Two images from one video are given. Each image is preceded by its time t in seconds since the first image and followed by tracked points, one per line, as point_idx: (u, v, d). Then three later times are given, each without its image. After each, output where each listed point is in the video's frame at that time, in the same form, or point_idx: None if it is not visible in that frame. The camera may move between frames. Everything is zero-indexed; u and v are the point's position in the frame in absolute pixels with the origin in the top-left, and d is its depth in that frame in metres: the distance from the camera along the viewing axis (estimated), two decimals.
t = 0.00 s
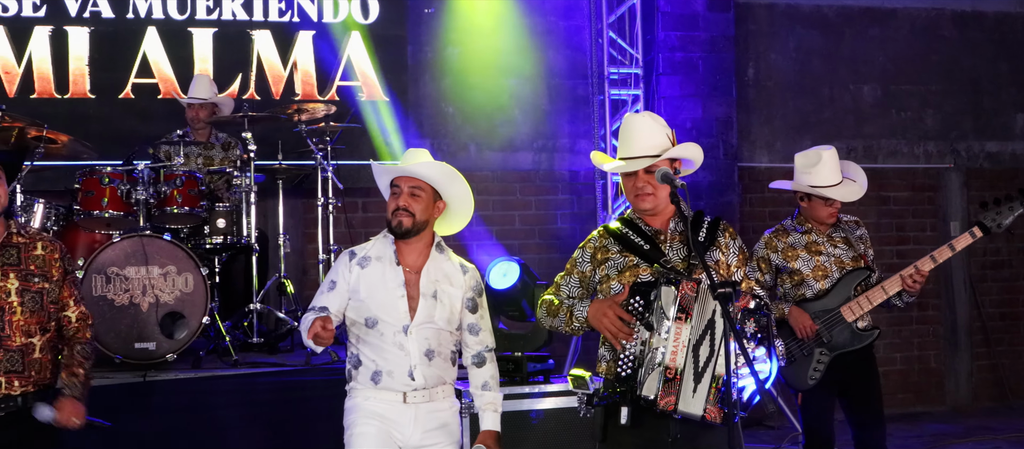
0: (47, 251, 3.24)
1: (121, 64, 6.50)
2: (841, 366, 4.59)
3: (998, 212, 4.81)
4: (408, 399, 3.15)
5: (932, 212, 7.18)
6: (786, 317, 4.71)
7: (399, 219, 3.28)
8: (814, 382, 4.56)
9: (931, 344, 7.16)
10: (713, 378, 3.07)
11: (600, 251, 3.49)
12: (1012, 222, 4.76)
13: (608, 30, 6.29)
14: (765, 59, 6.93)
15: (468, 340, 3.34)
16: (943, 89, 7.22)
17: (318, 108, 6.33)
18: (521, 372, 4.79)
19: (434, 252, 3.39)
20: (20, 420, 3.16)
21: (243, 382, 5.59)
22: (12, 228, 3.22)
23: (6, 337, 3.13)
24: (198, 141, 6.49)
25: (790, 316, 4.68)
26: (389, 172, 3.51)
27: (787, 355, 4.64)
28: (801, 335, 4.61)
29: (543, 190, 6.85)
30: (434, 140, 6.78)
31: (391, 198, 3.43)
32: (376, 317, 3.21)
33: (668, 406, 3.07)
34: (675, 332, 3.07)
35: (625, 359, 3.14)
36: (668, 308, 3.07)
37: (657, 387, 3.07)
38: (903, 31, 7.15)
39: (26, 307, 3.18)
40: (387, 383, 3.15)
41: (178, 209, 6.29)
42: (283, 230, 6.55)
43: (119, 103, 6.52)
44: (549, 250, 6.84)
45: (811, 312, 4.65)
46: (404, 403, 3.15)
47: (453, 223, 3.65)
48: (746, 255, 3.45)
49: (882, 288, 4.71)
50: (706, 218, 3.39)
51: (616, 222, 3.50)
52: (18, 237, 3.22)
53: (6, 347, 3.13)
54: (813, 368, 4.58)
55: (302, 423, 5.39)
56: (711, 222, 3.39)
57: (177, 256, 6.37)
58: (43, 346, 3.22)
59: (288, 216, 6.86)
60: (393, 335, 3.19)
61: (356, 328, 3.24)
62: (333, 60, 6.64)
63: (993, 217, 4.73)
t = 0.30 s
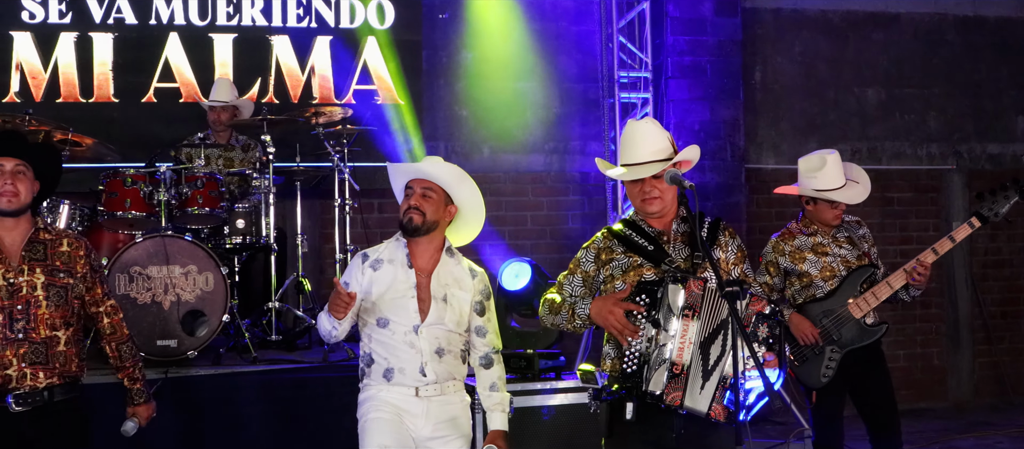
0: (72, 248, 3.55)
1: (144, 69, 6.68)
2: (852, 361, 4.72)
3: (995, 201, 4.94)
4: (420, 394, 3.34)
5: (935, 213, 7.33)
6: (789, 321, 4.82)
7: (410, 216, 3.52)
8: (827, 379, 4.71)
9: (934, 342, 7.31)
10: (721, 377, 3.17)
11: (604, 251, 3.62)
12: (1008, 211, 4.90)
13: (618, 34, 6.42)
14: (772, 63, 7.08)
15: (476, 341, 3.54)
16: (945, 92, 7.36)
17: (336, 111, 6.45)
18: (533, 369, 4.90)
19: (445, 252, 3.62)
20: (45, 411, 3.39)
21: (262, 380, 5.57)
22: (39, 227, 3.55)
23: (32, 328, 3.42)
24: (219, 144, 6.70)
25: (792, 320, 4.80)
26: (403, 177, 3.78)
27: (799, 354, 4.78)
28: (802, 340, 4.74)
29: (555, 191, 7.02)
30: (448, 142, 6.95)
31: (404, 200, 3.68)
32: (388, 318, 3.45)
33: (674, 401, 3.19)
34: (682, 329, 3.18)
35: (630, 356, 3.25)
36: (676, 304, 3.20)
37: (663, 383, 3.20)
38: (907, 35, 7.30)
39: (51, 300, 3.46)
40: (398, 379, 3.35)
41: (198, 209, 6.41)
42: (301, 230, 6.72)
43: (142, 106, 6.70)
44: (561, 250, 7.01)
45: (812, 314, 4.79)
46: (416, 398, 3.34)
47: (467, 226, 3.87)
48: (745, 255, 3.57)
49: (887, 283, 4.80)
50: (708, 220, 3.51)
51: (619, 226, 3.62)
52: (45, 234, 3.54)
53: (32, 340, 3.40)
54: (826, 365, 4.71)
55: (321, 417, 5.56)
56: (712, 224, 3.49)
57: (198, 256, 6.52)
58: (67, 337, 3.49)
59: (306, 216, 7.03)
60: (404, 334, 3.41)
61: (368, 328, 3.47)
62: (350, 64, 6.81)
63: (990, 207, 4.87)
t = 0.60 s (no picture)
0: (103, 250, 3.56)
1: (167, 74, 6.87)
2: (863, 357, 4.90)
3: (1001, 203, 5.09)
4: (431, 391, 3.42)
5: (938, 213, 7.49)
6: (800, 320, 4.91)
7: (426, 214, 3.59)
8: (838, 375, 4.86)
9: (937, 339, 7.47)
10: (732, 377, 3.31)
11: (614, 252, 3.74)
12: (1014, 211, 5.05)
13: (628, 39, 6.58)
14: (778, 67, 7.25)
15: (489, 334, 3.66)
16: (947, 95, 7.53)
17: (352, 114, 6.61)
18: (546, 366, 5.00)
19: (457, 247, 3.72)
20: (82, 405, 3.43)
21: (278, 375, 5.72)
22: (71, 230, 3.55)
23: (69, 330, 3.42)
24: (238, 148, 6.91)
25: (803, 319, 4.88)
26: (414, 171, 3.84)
27: (810, 351, 4.90)
28: (813, 337, 4.85)
29: (566, 192, 7.21)
30: (462, 144, 7.14)
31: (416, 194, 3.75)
32: (402, 311, 3.52)
33: (684, 398, 3.32)
34: (690, 328, 3.31)
35: (640, 354, 3.36)
36: (683, 303, 3.31)
37: (673, 380, 3.32)
38: (909, 40, 7.47)
39: (87, 302, 3.48)
40: (410, 374, 3.44)
41: (220, 210, 6.59)
42: (320, 231, 6.91)
43: (165, 110, 6.89)
44: (572, 249, 7.20)
45: (822, 313, 4.89)
46: (427, 394, 3.42)
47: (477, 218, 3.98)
48: (752, 252, 3.68)
49: (897, 280, 4.94)
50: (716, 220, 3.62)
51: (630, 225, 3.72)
52: (77, 238, 3.55)
53: (71, 340, 3.41)
54: (837, 361, 4.86)
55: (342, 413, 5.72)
56: (719, 223, 3.62)
57: (220, 256, 6.72)
58: (101, 338, 3.50)
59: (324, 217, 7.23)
60: (418, 328, 3.50)
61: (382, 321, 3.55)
62: (366, 68, 6.98)
63: (999, 208, 5.01)
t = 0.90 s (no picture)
0: (139, 246, 3.72)
1: (193, 80, 7.14)
2: (871, 353, 5.02)
3: (1007, 209, 5.22)
4: (445, 389, 3.59)
5: (937, 214, 7.72)
6: (812, 315, 5.12)
7: (443, 219, 3.76)
8: (846, 370, 5.02)
9: (935, 336, 7.72)
10: (738, 377, 3.48)
11: (627, 250, 3.98)
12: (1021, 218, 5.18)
13: (638, 45, 6.79)
14: (783, 73, 7.49)
15: (501, 328, 3.87)
16: (946, 100, 7.76)
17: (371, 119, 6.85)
18: (557, 361, 5.15)
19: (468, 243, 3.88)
20: (118, 397, 3.55)
21: (296, 370, 5.93)
22: (109, 227, 3.72)
23: (105, 321, 3.58)
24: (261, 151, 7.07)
25: (815, 314, 5.10)
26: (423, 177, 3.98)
27: (819, 346, 5.08)
28: (824, 332, 5.04)
29: (578, 193, 7.47)
30: (477, 147, 7.40)
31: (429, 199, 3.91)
32: (418, 312, 3.67)
33: (690, 394, 3.50)
34: (697, 328, 3.47)
35: (649, 350, 3.56)
36: (689, 304, 3.48)
37: (680, 377, 3.50)
38: (910, 46, 7.70)
39: (122, 294, 3.64)
40: (426, 372, 3.59)
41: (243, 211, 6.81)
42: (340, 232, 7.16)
43: (191, 114, 7.16)
44: (583, 249, 7.45)
45: (832, 309, 5.08)
46: (442, 391, 3.58)
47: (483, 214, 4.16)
48: (763, 252, 3.89)
49: (906, 281, 5.10)
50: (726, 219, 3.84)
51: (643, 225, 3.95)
52: (114, 234, 3.71)
53: (107, 330, 3.57)
54: (845, 356, 5.02)
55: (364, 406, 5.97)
56: (731, 223, 3.83)
57: (243, 255, 6.92)
58: (136, 329, 3.65)
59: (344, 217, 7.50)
60: (433, 327, 3.66)
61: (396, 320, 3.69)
62: (385, 74, 7.23)
63: (1005, 215, 5.14)
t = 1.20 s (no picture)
0: (187, 249, 3.85)
1: (219, 90, 7.58)
2: (869, 347, 5.32)
3: (1003, 217, 5.33)
4: (449, 389, 3.65)
5: (921, 215, 8.14)
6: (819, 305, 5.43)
7: (448, 224, 3.86)
8: (845, 360, 5.32)
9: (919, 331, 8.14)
10: (737, 378, 3.33)
11: (632, 246, 4.10)
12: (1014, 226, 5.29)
13: (638, 56, 7.23)
14: (775, 82, 7.92)
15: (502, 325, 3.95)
16: (929, 108, 8.19)
17: (387, 125, 7.28)
18: (562, 355, 5.50)
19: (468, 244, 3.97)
20: (166, 388, 3.65)
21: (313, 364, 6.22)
22: (161, 230, 3.87)
23: (153, 316, 3.69)
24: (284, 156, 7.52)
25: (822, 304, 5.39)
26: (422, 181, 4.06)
27: (821, 337, 5.38)
28: (829, 320, 5.33)
29: (581, 195, 7.89)
30: (486, 153, 7.80)
31: (430, 203, 3.99)
32: (418, 316, 3.79)
33: (688, 392, 3.39)
34: (693, 329, 3.33)
35: (651, 347, 3.49)
36: (686, 306, 3.33)
37: (677, 376, 3.39)
38: (895, 57, 8.13)
39: (170, 293, 3.76)
40: (429, 374, 3.67)
41: (266, 212, 7.14)
42: (357, 232, 7.56)
43: (217, 122, 7.60)
44: (587, 248, 7.87)
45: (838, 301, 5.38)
46: (446, 391, 3.65)
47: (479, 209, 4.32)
48: (765, 250, 3.88)
49: (904, 279, 5.38)
50: (727, 217, 3.85)
51: (646, 220, 4.02)
52: (165, 237, 3.85)
53: (154, 325, 3.68)
54: (844, 348, 5.33)
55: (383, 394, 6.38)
56: (730, 220, 3.84)
57: (266, 254, 7.23)
58: (179, 326, 3.75)
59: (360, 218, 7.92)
60: (434, 331, 3.76)
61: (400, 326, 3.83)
62: (400, 84, 7.66)
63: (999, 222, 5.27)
